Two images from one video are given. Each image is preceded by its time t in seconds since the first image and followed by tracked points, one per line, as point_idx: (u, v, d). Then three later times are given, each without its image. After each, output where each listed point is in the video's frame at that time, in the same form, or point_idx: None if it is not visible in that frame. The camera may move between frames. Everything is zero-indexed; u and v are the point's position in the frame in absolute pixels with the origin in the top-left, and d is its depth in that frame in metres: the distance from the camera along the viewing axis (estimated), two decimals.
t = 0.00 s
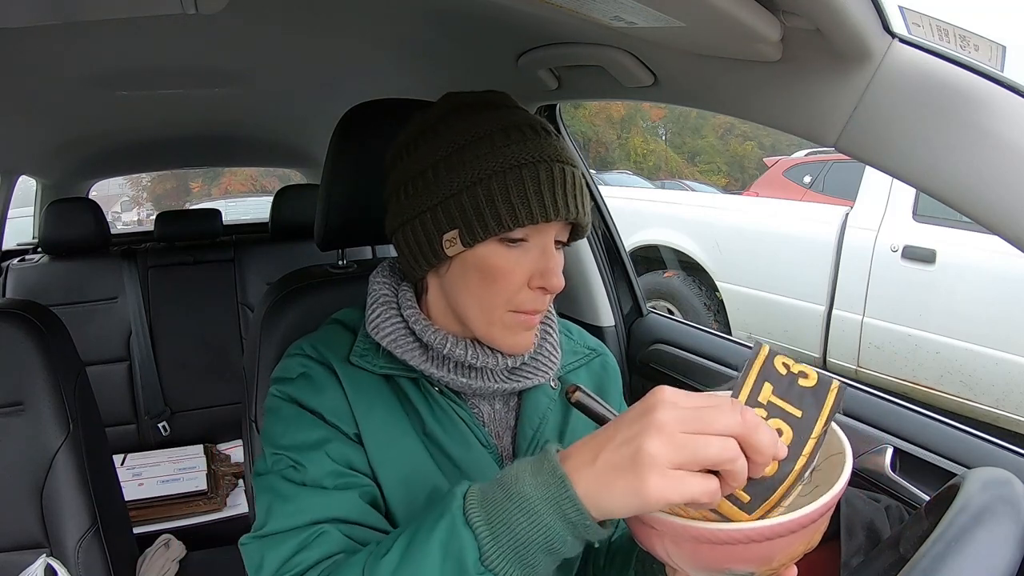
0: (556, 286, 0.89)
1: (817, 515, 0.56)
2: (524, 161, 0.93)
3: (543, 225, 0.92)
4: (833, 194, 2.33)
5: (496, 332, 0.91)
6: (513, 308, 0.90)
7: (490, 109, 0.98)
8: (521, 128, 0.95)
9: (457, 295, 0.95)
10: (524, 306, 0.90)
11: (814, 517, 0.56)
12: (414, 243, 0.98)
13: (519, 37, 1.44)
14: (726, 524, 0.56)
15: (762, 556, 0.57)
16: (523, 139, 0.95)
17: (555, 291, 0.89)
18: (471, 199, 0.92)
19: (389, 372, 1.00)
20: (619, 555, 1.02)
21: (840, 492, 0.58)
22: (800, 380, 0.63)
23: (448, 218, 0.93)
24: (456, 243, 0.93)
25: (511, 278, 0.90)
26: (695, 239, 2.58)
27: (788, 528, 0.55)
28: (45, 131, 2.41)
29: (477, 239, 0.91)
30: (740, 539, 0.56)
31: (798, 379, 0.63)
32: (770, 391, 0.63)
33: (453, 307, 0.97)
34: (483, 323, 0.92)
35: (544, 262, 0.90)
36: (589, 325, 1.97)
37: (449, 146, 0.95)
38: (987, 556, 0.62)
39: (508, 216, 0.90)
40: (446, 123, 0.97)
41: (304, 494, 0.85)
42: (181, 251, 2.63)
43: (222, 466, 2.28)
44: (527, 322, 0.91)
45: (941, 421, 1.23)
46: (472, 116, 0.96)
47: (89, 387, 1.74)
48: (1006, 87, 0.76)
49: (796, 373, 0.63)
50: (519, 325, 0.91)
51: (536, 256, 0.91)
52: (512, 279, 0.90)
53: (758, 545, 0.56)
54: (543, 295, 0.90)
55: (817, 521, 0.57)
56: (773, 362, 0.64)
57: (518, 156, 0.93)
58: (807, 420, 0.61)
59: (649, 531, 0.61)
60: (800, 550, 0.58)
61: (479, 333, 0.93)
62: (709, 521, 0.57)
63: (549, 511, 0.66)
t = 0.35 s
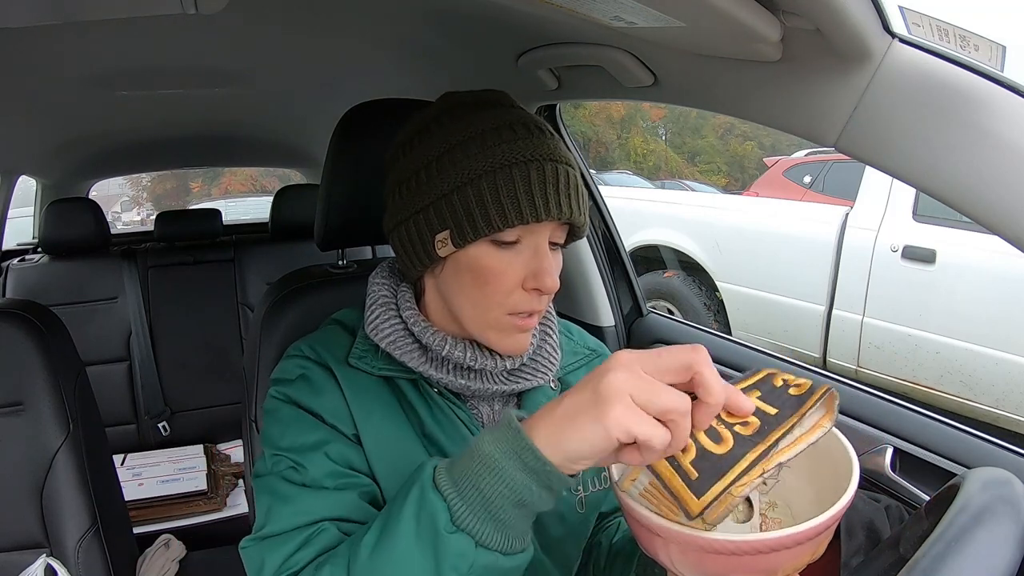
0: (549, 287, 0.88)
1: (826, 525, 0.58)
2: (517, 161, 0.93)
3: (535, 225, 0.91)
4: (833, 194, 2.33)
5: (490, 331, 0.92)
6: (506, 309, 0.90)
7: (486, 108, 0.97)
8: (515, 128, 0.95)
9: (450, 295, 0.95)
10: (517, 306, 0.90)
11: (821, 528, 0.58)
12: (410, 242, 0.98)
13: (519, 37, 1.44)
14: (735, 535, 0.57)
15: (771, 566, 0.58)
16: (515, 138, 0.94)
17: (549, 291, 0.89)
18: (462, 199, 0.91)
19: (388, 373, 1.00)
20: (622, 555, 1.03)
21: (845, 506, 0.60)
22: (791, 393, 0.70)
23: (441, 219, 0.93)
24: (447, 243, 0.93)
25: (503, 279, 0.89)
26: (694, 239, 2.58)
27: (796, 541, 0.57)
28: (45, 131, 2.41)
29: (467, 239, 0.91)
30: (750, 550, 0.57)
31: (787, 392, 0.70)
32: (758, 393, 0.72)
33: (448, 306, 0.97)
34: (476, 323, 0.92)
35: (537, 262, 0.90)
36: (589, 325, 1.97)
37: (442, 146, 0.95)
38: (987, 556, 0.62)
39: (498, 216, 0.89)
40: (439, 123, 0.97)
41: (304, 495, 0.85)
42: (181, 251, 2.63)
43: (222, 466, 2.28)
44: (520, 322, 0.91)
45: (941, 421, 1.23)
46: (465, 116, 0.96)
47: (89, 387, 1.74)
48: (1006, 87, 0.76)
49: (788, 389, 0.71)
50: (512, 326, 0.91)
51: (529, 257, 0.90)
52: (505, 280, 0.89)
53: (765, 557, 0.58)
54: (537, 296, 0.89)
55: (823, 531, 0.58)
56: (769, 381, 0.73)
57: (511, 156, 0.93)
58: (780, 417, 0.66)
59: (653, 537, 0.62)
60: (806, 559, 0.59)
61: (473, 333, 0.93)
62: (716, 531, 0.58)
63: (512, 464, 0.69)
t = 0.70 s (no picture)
0: (538, 296, 0.86)
1: (833, 516, 0.57)
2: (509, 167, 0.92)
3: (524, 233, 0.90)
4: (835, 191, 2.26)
5: (480, 335, 0.93)
6: (493, 315, 0.90)
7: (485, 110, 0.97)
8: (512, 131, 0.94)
9: (444, 298, 0.96)
10: (505, 314, 0.89)
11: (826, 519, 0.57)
12: (408, 244, 0.99)
13: (519, 37, 1.44)
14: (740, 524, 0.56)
15: (774, 558, 0.57)
16: (512, 142, 0.94)
17: (536, 300, 0.87)
18: (452, 205, 0.92)
19: (389, 371, 1.00)
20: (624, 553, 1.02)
21: (849, 498, 0.59)
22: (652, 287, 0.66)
23: (433, 223, 0.94)
24: (438, 248, 0.95)
25: (490, 286, 0.89)
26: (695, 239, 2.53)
27: (802, 531, 0.56)
28: (45, 131, 2.41)
29: (456, 246, 0.92)
30: (755, 540, 0.56)
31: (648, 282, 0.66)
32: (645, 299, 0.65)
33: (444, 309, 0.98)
34: (467, 327, 0.93)
35: (526, 270, 0.89)
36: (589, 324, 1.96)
37: (437, 150, 0.95)
38: (988, 556, 0.62)
39: (485, 224, 0.90)
40: (441, 120, 0.97)
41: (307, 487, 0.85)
42: (181, 251, 2.63)
43: (221, 466, 2.28)
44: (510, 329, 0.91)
45: (941, 421, 1.23)
46: (469, 114, 0.96)
47: (88, 386, 1.74)
48: (1006, 87, 0.76)
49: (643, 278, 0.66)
50: (500, 332, 0.91)
51: (518, 264, 0.90)
52: (492, 288, 0.89)
53: (771, 548, 0.56)
54: (526, 305, 0.88)
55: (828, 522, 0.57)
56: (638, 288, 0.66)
57: (503, 162, 0.93)
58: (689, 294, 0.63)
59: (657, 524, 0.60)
60: (808, 552, 0.59)
61: (465, 335, 0.95)
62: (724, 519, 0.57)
63: (512, 466, 0.66)
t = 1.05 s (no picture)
0: (518, 295, 0.85)
1: (854, 490, 0.61)
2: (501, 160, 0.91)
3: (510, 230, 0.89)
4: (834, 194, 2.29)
5: (461, 336, 0.90)
6: (474, 313, 0.88)
7: (485, 104, 0.98)
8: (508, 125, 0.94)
9: (433, 296, 0.95)
10: (485, 312, 0.88)
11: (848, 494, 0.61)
12: (403, 238, 0.99)
13: (518, 36, 1.44)
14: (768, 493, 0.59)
15: (798, 530, 0.60)
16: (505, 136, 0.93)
17: (517, 299, 0.86)
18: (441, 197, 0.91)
19: (378, 372, 1.01)
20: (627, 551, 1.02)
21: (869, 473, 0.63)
22: None
23: (423, 216, 0.94)
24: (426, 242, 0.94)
25: (470, 283, 0.88)
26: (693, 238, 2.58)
27: (827, 502, 0.59)
28: (45, 131, 2.41)
29: (441, 240, 0.91)
30: (781, 510, 0.59)
31: None
32: None
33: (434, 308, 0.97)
34: (451, 326, 0.91)
35: (508, 269, 0.87)
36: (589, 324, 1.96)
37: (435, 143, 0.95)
38: (988, 556, 0.62)
39: (470, 217, 0.89)
40: (438, 116, 0.98)
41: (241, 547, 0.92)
42: (181, 251, 2.63)
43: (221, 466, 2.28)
44: (491, 331, 0.89)
45: (942, 421, 1.22)
46: (468, 111, 0.96)
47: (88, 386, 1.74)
48: (1006, 87, 0.77)
49: None
50: (481, 333, 0.89)
51: (500, 262, 0.88)
52: (472, 285, 0.88)
53: (794, 519, 0.60)
54: (507, 304, 0.87)
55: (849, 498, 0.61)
56: None
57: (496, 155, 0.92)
58: None
59: (685, 496, 0.63)
60: (831, 525, 0.62)
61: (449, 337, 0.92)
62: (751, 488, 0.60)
63: None
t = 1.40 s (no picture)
0: (493, 281, 0.87)
1: (856, 462, 0.62)
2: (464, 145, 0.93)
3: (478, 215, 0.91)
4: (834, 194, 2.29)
5: (443, 330, 0.91)
6: (454, 304, 0.89)
7: (450, 100, 1.00)
8: (470, 113, 0.97)
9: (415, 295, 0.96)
10: (464, 302, 0.89)
11: (849, 466, 0.62)
12: (383, 239, 1.01)
13: (518, 36, 1.44)
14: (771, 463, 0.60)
15: (806, 500, 0.61)
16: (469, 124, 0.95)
17: (492, 284, 0.87)
18: (413, 190, 0.93)
19: (370, 374, 1.01)
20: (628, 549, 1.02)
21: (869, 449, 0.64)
22: None
23: (397, 213, 0.95)
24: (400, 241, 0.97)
25: (447, 274, 0.89)
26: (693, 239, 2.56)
27: (829, 472, 0.60)
28: (46, 131, 2.41)
29: (416, 232, 0.93)
30: (783, 479, 0.60)
31: None
32: None
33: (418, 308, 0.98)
34: (433, 322, 0.91)
35: (482, 256, 0.89)
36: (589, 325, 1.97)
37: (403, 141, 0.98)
38: (988, 556, 0.62)
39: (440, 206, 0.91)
40: (407, 117, 1.01)
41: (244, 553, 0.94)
42: (181, 251, 2.63)
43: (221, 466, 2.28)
44: (472, 321, 0.89)
45: (941, 421, 1.23)
46: (434, 103, 1.00)
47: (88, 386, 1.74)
48: (1006, 87, 0.77)
49: None
50: (463, 325, 0.89)
51: (474, 250, 0.90)
52: (449, 275, 0.89)
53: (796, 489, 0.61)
54: (484, 292, 0.88)
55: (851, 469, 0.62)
56: None
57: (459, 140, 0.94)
58: None
59: (691, 472, 0.64)
60: (838, 498, 0.62)
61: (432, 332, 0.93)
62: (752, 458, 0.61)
63: None
